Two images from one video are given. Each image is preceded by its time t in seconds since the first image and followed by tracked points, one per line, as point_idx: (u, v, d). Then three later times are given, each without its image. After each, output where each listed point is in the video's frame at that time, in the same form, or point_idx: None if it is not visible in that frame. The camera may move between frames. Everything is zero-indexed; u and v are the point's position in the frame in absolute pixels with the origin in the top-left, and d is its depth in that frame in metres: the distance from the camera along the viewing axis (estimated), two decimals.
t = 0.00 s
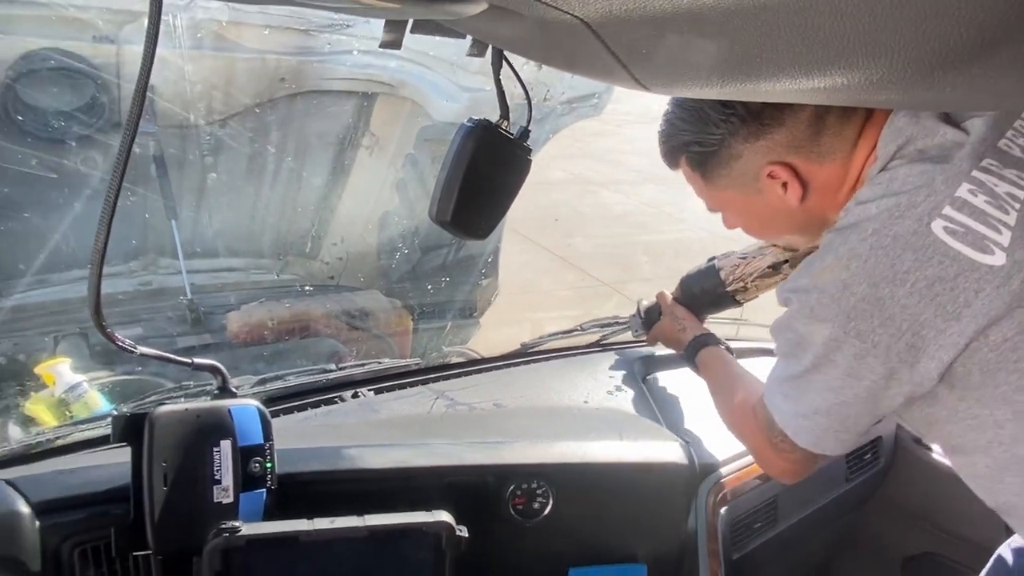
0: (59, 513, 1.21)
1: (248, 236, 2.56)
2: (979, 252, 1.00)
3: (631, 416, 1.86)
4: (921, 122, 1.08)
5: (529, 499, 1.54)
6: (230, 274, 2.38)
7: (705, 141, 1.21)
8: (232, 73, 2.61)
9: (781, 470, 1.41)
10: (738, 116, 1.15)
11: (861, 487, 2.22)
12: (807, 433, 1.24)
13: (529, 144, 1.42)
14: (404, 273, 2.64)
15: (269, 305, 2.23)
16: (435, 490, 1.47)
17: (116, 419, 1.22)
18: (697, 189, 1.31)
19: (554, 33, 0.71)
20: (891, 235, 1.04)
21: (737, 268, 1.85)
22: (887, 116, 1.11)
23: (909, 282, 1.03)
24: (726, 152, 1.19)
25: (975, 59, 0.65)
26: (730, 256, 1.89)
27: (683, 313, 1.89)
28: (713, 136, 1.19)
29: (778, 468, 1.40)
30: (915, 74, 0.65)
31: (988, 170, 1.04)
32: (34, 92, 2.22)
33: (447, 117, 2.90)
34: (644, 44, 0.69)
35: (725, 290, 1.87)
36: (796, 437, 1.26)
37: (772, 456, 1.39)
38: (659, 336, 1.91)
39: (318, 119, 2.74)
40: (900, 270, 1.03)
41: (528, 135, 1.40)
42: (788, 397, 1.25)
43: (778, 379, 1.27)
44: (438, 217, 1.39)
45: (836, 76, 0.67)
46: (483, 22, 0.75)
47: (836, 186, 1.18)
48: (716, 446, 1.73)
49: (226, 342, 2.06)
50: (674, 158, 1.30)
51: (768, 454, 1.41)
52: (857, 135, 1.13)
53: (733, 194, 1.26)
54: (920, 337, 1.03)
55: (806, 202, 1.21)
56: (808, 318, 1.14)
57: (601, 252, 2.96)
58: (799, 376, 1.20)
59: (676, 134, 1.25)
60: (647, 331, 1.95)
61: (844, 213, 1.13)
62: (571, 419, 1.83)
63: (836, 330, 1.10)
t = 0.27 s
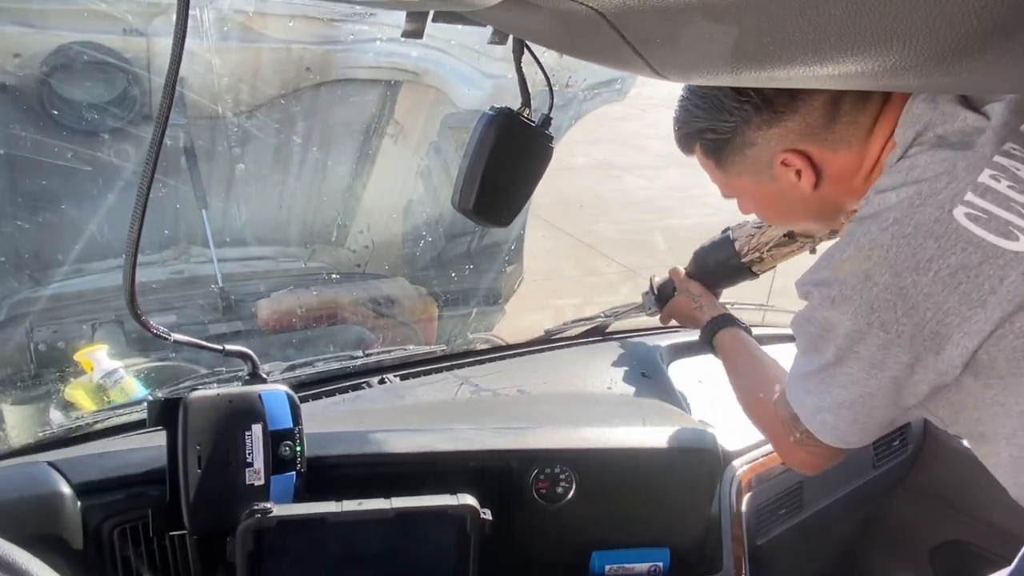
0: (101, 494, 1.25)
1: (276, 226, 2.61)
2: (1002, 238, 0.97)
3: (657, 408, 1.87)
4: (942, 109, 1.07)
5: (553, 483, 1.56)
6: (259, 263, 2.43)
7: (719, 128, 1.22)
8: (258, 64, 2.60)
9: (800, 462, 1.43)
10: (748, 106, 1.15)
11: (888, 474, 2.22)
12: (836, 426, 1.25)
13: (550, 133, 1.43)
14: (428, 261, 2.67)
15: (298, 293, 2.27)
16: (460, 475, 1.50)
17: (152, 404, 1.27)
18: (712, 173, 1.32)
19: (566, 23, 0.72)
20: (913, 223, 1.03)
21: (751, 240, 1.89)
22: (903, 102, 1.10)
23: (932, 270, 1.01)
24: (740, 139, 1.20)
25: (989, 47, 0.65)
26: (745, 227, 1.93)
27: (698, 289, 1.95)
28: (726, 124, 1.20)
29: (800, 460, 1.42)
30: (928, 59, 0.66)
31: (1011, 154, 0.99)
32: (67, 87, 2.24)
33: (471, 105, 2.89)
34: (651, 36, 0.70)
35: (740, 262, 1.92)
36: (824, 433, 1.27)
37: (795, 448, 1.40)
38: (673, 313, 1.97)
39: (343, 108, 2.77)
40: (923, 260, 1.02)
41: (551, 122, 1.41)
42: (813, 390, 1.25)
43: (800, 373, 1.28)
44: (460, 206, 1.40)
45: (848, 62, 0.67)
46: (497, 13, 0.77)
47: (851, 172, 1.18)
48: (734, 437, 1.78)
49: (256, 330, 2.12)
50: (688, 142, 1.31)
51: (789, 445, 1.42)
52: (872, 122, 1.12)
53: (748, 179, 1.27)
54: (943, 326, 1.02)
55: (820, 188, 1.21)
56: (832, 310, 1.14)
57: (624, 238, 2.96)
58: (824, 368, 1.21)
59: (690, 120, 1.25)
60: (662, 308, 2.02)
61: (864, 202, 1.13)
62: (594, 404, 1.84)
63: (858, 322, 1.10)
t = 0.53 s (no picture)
0: (126, 477, 1.28)
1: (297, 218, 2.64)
2: None
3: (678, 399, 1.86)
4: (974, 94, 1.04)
5: (569, 473, 1.56)
6: (280, 254, 2.46)
7: (741, 113, 1.19)
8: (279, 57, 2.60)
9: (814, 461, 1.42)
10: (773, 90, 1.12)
11: (909, 468, 2.19)
12: (854, 418, 1.23)
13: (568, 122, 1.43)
14: (447, 253, 2.69)
15: (318, 283, 2.30)
16: (478, 463, 1.52)
17: (175, 388, 1.29)
18: (733, 160, 1.29)
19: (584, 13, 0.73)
20: (944, 209, 1.02)
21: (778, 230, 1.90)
22: (934, 88, 1.07)
23: (963, 257, 1.01)
24: (764, 124, 1.17)
25: (1000, 32, 0.67)
26: (770, 217, 1.94)
27: (720, 279, 1.96)
28: (749, 108, 1.17)
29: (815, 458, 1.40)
30: (945, 41, 0.66)
31: None
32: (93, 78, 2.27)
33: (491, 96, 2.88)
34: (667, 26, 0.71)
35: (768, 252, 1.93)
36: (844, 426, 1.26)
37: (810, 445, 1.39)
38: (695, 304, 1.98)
39: (364, 99, 2.77)
40: (954, 247, 1.01)
41: (567, 112, 1.40)
42: (831, 379, 1.24)
43: (818, 362, 1.27)
44: (477, 195, 1.41)
45: (865, 48, 0.69)
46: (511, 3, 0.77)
47: (879, 159, 1.15)
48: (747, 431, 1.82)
49: (276, 320, 2.16)
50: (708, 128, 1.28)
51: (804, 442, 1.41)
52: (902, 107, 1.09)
53: (770, 167, 1.24)
54: (973, 316, 1.01)
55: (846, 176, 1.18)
56: (857, 300, 1.13)
57: (644, 230, 2.96)
58: (843, 358, 1.19)
59: (711, 105, 1.23)
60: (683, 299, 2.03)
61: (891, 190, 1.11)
62: (611, 395, 1.84)
63: (883, 311, 1.09)
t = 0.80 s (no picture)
0: (156, 462, 1.32)
1: (320, 216, 2.69)
2: None
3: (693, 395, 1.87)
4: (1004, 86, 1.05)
5: (588, 467, 1.57)
6: (304, 252, 2.50)
7: (761, 109, 1.19)
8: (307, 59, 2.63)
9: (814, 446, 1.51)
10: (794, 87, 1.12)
11: (932, 471, 2.17)
12: (872, 411, 1.25)
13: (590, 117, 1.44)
14: (467, 252, 2.71)
15: (341, 280, 2.32)
16: (497, 455, 1.53)
17: (205, 376, 1.33)
18: (751, 158, 1.30)
19: None
20: (977, 201, 1.04)
21: (755, 223, 1.92)
22: (957, 86, 1.07)
23: (994, 251, 1.03)
24: (784, 122, 1.17)
25: None
26: (749, 210, 1.95)
27: (703, 274, 2.01)
28: (770, 105, 1.17)
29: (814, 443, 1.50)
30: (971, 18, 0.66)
31: None
32: (123, 79, 2.34)
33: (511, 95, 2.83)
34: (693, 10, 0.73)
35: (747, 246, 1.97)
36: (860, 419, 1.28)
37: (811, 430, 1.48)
38: (681, 301, 2.03)
39: (387, 97, 2.81)
40: (986, 240, 1.04)
41: (591, 107, 1.41)
42: (845, 369, 1.26)
43: (829, 354, 1.30)
44: (499, 190, 1.43)
45: (888, 35, 0.70)
46: None
47: (899, 157, 1.15)
48: (767, 429, 1.85)
49: (299, 314, 2.17)
50: (727, 126, 1.28)
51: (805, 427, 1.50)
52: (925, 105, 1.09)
53: (790, 164, 1.24)
54: (1002, 311, 1.05)
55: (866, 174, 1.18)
56: (877, 290, 1.16)
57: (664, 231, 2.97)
58: (860, 349, 1.22)
59: (731, 101, 1.23)
60: (667, 296, 2.07)
61: (916, 185, 1.13)
62: (630, 391, 1.85)
63: (909, 304, 1.12)
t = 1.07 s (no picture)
0: (183, 446, 1.38)
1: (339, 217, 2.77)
2: None
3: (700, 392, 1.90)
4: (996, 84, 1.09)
5: (595, 458, 1.63)
6: (323, 253, 2.57)
7: (766, 106, 1.25)
8: (327, 64, 2.70)
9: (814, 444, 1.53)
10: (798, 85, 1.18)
11: (939, 470, 2.19)
12: (868, 400, 1.28)
13: (599, 120, 1.50)
14: (481, 254, 2.77)
15: (358, 280, 2.39)
16: (508, 445, 1.58)
17: (231, 365, 1.41)
18: (757, 155, 1.36)
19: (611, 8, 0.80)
20: (970, 188, 1.07)
21: (784, 230, 2.02)
22: (955, 87, 1.13)
23: (986, 236, 1.06)
24: (789, 120, 1.23)
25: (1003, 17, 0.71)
26: (777, 216, 2.06)
27: (727, 277, 2.09)
28: (774, 102, 1.23)
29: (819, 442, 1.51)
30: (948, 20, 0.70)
31: None
32: (150, 83, 2.46)
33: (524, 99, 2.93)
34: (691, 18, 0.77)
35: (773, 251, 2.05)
36: (858, 409, 1.30)
37: (815, 428, 1.49)
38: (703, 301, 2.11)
39: (405, 100, 2.89)
40: (977, 226, 1.07)
41: (600, 110, 1.47)
42: (844, 361, 1.30)
43: (830, 346, 1.33)
44: (512, 189, 1.49)
45: (876, 37, 0.74)
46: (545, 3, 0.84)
47: (898, 155, 1.21)
48: (772, 427, 1.88)
49: (318, 312, 2.23)
50: (733, 122, 1.34)
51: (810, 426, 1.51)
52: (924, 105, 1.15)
53: (792, 160, 1.30)
54: (993, 296, 1.07)
55: (867, 171, 1.24)
56: (874, 277, 1.19)
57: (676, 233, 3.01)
58: (859, 339, 1.25)
59: (737, 98, 1.29)
60: (690, 296, 2.16)
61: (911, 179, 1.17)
62: (638, 386, 1.90)
63: (904, 289, 1.14)
